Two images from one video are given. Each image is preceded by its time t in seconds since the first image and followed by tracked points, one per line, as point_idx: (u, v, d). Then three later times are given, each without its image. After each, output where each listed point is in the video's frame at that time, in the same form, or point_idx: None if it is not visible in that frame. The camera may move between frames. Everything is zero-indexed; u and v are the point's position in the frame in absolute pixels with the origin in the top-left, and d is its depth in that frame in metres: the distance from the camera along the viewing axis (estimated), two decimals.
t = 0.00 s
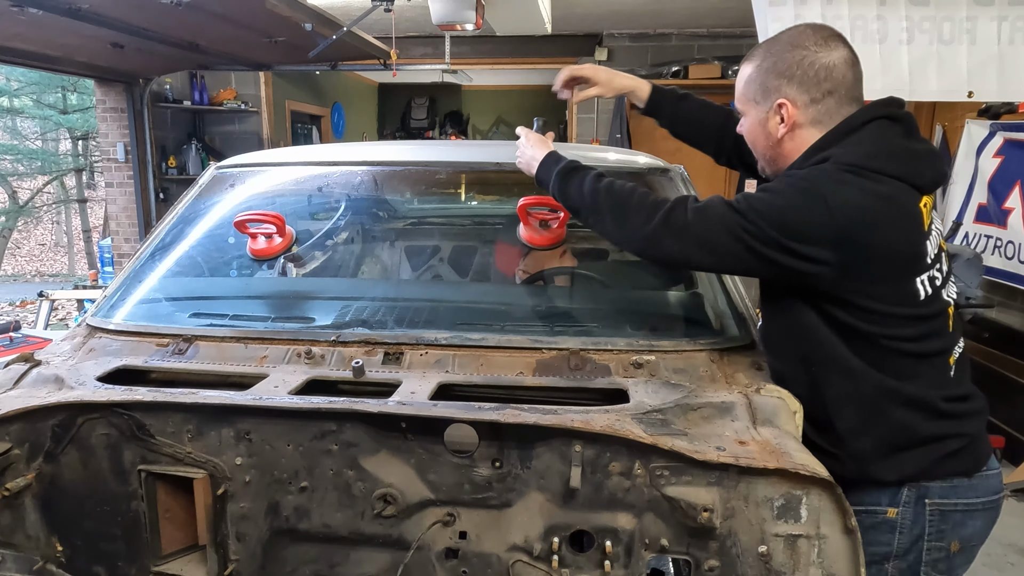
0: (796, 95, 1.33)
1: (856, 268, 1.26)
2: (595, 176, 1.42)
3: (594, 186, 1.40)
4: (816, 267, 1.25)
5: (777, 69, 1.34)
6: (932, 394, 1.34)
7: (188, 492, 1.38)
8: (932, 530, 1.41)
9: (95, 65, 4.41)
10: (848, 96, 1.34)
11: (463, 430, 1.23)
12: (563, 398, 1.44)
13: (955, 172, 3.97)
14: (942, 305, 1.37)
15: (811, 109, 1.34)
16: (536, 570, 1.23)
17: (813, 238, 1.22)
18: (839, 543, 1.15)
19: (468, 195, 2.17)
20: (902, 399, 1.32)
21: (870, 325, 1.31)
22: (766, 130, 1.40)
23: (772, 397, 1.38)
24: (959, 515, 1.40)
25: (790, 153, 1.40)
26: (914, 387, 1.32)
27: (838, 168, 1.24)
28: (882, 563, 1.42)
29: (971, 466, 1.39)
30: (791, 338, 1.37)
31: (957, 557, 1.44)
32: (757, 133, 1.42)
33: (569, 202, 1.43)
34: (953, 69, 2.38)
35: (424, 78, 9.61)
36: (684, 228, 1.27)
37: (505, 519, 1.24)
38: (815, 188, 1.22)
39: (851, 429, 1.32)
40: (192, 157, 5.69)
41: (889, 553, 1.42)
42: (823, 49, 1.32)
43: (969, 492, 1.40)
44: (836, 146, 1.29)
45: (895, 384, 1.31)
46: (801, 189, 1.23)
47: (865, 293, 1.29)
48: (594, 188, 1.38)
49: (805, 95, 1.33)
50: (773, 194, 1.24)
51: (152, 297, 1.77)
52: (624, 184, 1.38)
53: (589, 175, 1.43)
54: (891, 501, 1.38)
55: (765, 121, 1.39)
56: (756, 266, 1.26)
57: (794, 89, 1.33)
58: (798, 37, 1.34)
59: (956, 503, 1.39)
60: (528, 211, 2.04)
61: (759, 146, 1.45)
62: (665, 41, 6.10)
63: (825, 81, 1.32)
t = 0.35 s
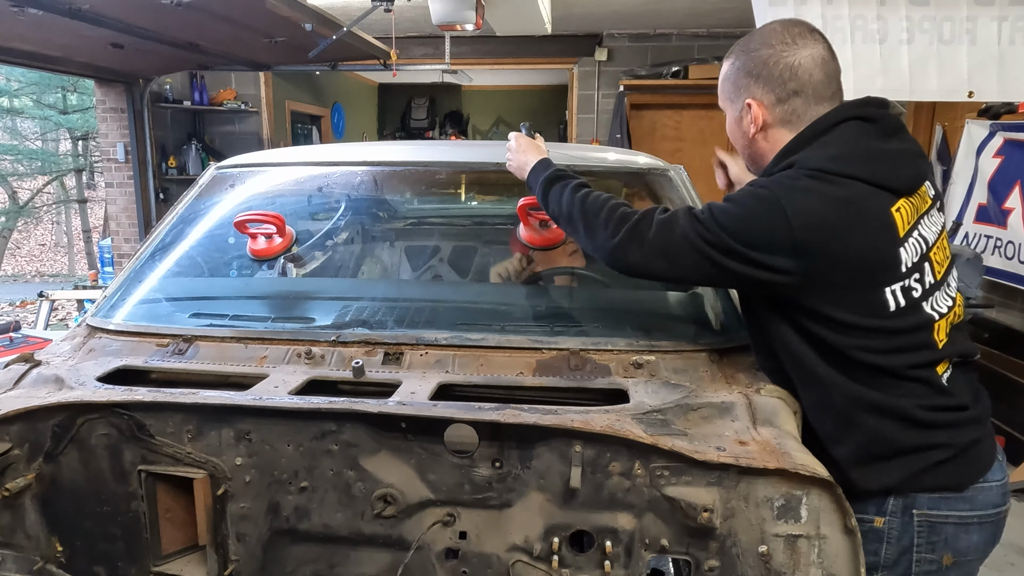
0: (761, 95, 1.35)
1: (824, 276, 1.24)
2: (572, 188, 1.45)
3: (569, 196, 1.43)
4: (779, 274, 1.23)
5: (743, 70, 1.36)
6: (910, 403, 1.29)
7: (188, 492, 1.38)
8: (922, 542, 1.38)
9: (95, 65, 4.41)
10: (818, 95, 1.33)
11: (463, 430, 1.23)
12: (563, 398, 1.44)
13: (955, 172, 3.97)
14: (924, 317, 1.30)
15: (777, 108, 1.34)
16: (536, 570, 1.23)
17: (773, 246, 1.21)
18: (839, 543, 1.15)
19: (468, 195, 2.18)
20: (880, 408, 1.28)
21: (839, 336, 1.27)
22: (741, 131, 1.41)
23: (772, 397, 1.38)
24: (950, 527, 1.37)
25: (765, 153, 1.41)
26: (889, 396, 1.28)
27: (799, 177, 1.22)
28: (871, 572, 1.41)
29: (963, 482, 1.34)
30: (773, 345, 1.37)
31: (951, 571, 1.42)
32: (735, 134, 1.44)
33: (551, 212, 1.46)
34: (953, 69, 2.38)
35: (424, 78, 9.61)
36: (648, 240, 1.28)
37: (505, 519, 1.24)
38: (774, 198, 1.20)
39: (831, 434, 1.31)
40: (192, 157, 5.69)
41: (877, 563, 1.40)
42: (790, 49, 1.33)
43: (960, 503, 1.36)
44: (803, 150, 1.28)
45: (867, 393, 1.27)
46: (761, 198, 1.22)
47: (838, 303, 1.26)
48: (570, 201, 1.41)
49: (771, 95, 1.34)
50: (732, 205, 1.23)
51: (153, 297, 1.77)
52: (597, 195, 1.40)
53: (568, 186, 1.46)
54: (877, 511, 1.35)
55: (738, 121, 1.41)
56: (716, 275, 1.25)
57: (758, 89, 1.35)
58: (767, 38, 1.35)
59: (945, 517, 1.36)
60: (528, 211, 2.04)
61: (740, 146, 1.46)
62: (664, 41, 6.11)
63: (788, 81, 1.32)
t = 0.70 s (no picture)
0: (778, 86, 1.35)
1: (832, 259, 1.24)
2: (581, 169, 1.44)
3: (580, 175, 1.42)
4: (791, 252, 1.23)
5: (760, 63, 1.37)
6: (908, 404, 1.29)
7: (188, 492, 1.38)
8: (917, 552, 1.38)
9: (95, 65, 4.41)
10: (833, 87, 1.34)
11: (463, 430, 1.23)
12: (563, 398, 1.44)
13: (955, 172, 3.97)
14: (931, 311, 1.30)
15: (794, 99, 1.35)
16: (536, 571, 1.23)
17: (785, 222, 1.21)
18: (839, 543, 1.15)
19: (468, 195, 2.17)
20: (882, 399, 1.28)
21: (846, 321, 1.27)
22: (756, 123, 1.42)
23: (772, 398, 1.38)
24: (945, 539, 1.36)
25: (780, 146, 1.41)
26: (890, 388, 1.29)
27: (818, 156, 1.24)
28: None
29: (960, 493, 1.32)
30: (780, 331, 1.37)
31: None
32: (750, 128, 1.44)
33: (556, 193, 1.45)
34: (953, 69, 2.39)
35: (424, 78, 9.61)
36: (659, 216, 1.27)
37: (505, 519, 1.24)
38: (793, 174, 1.22)
39: (824, 432, 1.32)
40: (192, 157, 5.69)
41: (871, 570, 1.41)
42: (805, 41, 1.34)
43: (955, 515, 1.35)
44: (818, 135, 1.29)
45: (865, 390, 1.28)
46: (778, 174, 1.23)
47: (846, 286, 1.26)
48: (579, 179, 1.40)
49: (787, 85, 1.35)
50: (749, 180, 1.23)
51: (152, 297, 1.77)
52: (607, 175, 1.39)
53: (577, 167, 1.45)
54: (869, 519, 1.35)
55: (754, 114, 1.41)
56: (726, 251, 1.24)
57: (775, 79, 1.35)
58: (784, 32, 1.36)
59: (938, 528, 1.35)
60: (528, 211, 2.05)
61: (754, 141, 1.47)
62: (665, 41, 6.10)
63: (805, 72, 1.33)
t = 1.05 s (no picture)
0: (790, 80, 1.35)
1: (818, 252, 1.24)
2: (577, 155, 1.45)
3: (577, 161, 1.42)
4: (775, 243, 1.23)
5: (771, 58, 1.37)
6: (893, 394, 1.28)
7: (188, 492, 1.39)
8: (911, 547, 1.37)
9: (95, 65, 4.41)
10: (842, 83, 1.34)
11: (463, 430, 1.23)
12: (563, 398, 1.44)
13: (955, 172, 3.97)
14: (916, 308, 1.30)
15: (805, 93, 1.35)
16: (536, 570, 1.23)
17: (772, 212, 1.21)
18: (839, 543, 1.15)
19: (468, 195, 2.13)
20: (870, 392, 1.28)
21: (833, 312, 1.27)
22: (766, 118, 1.41)
23: (771, 397, 1.38)
24: (939, 534, 1.36)
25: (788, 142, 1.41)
26: (878, 380, 1.28)
27: (808, 150, 1.24)
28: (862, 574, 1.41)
29: (950, 486, 1.32)
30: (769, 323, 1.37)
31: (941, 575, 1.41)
32: (759, 123, 1.44)
33: (552, 179, 1.46)
34: (954, 69, 2.39)
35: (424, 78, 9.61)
36: (649, 198, 1.28)
37: (505, 518, 1.24)
38: (780, 167, 1.22)
39: (815, 426, 1.31)
40: (192, 157, 5.69)
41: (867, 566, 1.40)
42: (816, 36, 1.35)
43: (948, 510, 1.34)
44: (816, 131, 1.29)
45: (852, 379, 1.28)
46: (769, 166, 1.23)
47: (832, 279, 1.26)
48: (576, 165, 1.42)
49: (798, 80, 1.35)
50: (741, 170, 1.24)
51: (152, 297, 1.77)
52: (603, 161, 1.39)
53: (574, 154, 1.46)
54: (864, 515, 1.35)
55: (763, 108, 1.41)
56: (713, 237, 1.24)
57: (787, 73, 1.35)
58: (796, 28, 1.37)
59: (932, 523, 1.35)
60: (528, 211, 2.00)
61: (761, 137, 1.46)
62: (665, 41, 6.10)
63: (817, 67, 1.33)
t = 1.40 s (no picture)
0: (719, 135, 1.35)
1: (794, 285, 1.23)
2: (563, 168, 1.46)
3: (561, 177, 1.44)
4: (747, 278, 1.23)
5: (697, 117, 1.38)
6: (894, 406, 1.27)
7: (188, 492, 1.38)
8: (916, 551, 1.35)
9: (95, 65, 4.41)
10: (771, 128, 1.32)
11: (463, 430, 1.23)
12: (563, 398, 1.44)
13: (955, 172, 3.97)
14: (905, 324, 1.27)
15: (736, 146, 1.35)
16: (536, 570, 1.23)
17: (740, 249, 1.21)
18: (839, 543, 1.15)
19: (468, 195, 2.17)
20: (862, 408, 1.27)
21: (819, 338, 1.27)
22: (711, 170, 1.42)
23: (772, 398, 1.39)
24: (944, 539, 1.33)
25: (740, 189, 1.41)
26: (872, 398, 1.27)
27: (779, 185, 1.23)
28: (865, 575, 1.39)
29: (959, 493, 1.29)
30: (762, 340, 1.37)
31: None
32: (707, 175, 1.45)
33: (538, 189, 1.48)
34: (954, 69, 2.38)
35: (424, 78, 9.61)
36: (628, 223, 1.30)
37: (505, 518, 1.24)
38: (748, 204, 1.21)
39: (818, 433, 1.32)
40: (192, 157, 5.68)
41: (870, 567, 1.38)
42: (734, 89, 1.33)
43: (954, 515, 1.32)
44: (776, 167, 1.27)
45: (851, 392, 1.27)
46: (741, 204, 1.22)
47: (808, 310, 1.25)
48: (561, 177, 1.43)
49: (725, 135, 1.35)
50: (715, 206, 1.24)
51: (153, 297, 1.77)
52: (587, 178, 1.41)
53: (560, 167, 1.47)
54: (868, 515, 1.34)
55: (705, 162, 1.42)
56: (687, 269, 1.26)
57: (715, 129, 1.35)
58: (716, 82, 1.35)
59: (938, 527, 1.32)
60: (527, 211, 2.03)
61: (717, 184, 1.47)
62: (665, 41, 6.11)
63: (739, 118, 1.32)
